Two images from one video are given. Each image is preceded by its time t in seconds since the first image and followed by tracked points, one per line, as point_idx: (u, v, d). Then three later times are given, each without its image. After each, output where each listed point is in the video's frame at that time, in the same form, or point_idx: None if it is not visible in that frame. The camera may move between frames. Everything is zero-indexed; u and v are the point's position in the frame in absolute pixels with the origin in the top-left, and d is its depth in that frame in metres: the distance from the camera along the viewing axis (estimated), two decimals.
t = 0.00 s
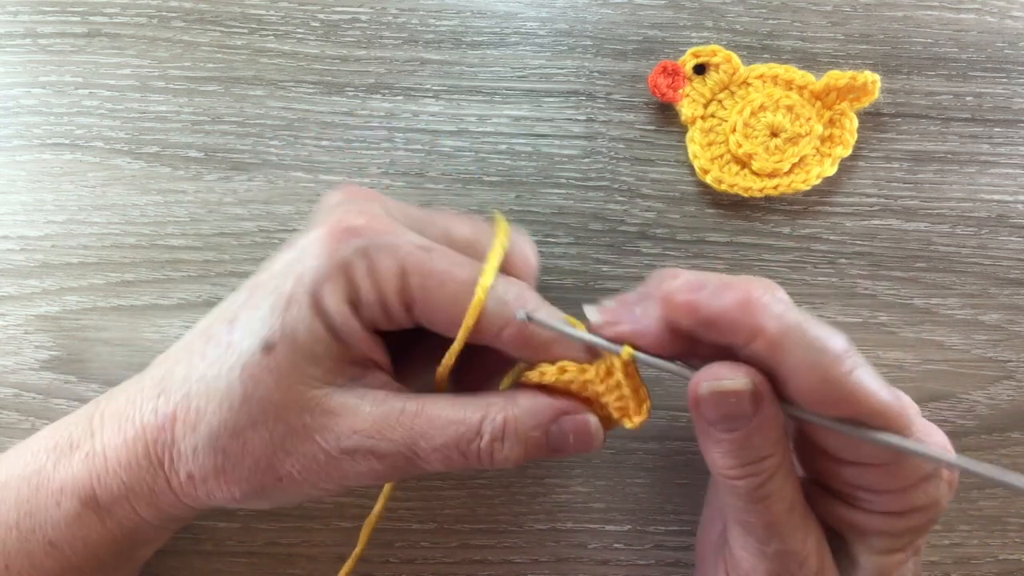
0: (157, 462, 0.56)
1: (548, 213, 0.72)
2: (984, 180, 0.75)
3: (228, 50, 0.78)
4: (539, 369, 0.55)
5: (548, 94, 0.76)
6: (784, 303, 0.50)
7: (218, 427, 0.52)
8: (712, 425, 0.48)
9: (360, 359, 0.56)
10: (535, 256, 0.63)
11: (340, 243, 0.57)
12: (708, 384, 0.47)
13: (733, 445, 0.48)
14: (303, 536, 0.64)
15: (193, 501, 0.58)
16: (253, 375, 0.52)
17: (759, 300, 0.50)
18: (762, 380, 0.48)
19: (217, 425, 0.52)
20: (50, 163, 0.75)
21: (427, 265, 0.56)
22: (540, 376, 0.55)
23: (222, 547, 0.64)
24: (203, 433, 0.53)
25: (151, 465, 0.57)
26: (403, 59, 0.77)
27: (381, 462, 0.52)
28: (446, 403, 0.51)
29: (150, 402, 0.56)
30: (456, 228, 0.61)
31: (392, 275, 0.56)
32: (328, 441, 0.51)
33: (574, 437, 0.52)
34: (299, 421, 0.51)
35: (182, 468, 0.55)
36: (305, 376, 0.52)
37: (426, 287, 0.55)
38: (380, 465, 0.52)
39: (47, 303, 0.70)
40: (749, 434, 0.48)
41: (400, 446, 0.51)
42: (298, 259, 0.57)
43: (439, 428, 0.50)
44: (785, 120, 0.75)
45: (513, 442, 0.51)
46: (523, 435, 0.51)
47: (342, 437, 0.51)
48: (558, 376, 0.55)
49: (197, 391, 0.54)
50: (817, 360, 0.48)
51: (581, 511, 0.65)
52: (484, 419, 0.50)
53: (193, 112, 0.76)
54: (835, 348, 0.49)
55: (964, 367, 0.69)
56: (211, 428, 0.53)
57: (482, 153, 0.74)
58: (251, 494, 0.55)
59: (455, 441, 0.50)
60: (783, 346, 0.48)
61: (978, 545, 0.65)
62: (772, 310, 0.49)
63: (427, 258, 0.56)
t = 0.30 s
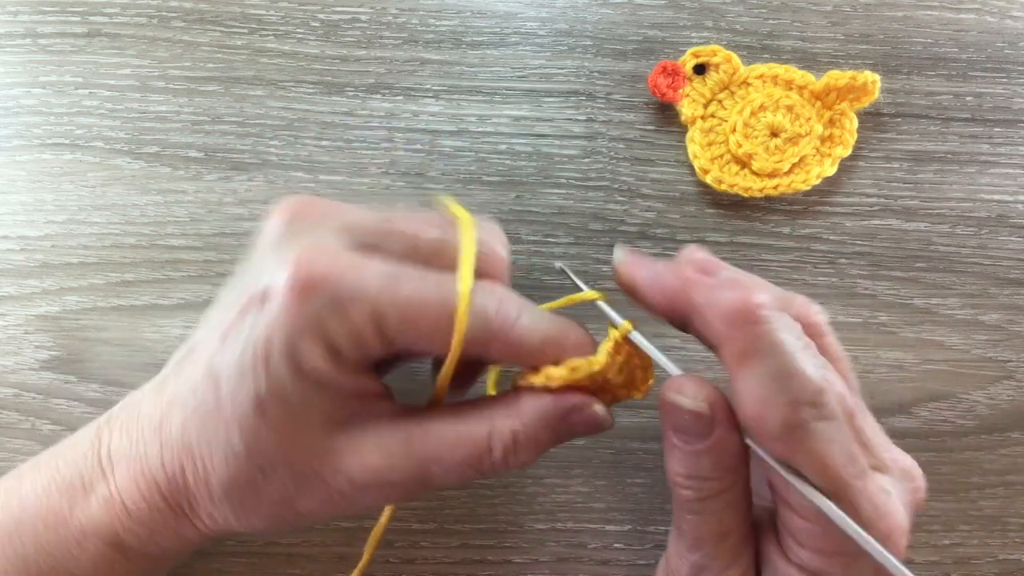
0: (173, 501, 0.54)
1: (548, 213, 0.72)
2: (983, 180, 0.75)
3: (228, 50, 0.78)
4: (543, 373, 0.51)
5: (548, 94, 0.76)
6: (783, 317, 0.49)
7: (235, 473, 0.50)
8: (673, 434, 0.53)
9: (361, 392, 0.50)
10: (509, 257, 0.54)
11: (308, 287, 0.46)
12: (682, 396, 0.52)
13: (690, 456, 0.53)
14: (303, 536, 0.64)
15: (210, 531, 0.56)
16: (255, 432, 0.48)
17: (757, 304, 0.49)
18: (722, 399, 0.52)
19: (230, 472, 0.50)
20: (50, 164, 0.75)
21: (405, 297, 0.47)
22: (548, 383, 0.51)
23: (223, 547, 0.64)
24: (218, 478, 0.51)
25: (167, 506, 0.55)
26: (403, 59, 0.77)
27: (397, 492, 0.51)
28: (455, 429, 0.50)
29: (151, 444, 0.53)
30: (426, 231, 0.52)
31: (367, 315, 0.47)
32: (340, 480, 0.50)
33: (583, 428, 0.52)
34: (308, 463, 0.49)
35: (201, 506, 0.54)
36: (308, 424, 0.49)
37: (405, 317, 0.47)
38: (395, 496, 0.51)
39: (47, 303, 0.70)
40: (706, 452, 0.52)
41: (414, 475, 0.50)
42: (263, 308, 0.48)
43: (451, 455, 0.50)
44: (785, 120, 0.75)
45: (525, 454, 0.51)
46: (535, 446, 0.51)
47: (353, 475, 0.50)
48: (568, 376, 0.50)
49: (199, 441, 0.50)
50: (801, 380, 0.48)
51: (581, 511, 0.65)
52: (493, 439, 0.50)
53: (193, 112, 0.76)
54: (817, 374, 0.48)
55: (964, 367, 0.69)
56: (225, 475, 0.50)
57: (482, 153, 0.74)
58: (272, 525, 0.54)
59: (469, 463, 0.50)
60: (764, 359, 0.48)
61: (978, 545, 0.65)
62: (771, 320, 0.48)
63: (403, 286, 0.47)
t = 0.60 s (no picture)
0: (147, 443, 0.56)
1: (548, 213, 0.72)
2: (983, 180, 0.75)
3: (228, 50, 0.78)
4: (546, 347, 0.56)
5: (548, 94, 0.76)
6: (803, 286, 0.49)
7: (207, 403, 0.52)
8: (746, 422, 0.47)
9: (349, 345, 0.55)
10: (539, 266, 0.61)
11: (341, 231, 0.56)
12: (749, 376, 0.46)
13: (767, 437, 0.47)
14: (303, 536, 0.64)
15: (176, 484, 0.57)
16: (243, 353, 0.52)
17: (782, 281, 0.48)
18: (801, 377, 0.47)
19: (205, 402, 0.52)
20: (50, 164, 0.75)
21: (428, 253, 0.56)
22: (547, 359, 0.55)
23: (223, 547, 0.64)
24: (191, 410, 0.53)
25: (139, 446, 0.57)
26: (403, 60, 0.77)
27: (353, 444, 0.50)
28: (423, 382, 0.50)
29: (141, 385, 0.57)
30: (460, 232, 0.59)
31: (394, 258, 0.56)
32: (304, 421, 0.50)
33: (555, 402, 0.51)
34: (278, 398, 0.51)
35: (168, 447, 0.55)
36: (291, 357, 0.51)
37: (427, 269, 0.56)
38: (351, 446, 0.50)
39: (47, 303, 0.70)
40: (781, 430, 0.47)
41: (374, 420, 0.50)
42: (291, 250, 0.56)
43: (416, 402, 0.49)
44: (785, 120, 0.75)
45: (497, 415, 0.50)
46: (505, 404, 0.50)
47: (317, 416, 0.50)
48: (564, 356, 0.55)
49: (189, 369, 0.54)
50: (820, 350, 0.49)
51: (581, 511, 0.65)
52: (463, 391, 0.49)
53: (193, 113, 0.76)
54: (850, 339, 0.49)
55: (965, 367, 0.69)
56: (198, 405, 0.53)
57: (482, 153, 0.74)
58: (227, 478, 0.53)
59: (433, 413, 0.49)
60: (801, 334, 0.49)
61: (978, 545, 0.65)
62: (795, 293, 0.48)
63: (428, 244, 0.57)
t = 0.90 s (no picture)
0: (146, 446, 0.56)
1: (548, 213, 0.73)
2: (983, 180, 0.75)
3: (228, 50, 0.78)
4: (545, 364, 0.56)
5: (549, 94, 0.76)
6: (763, 295, 0.50)
7: (206, 409, 0.52)
8: (705, 426, 0.47)
9: (349, 354, 0.55)
10: (539, 272, 0.62)
11: (341, 240, 0.56)
12: (702, 381, 0.47)
13: (727, 445, 0.48)
14: (303, 536, 0.64)
15: (176, 487, 0.57)
16: (242, 361, 0.52)
17: (740, 291, 0.49)
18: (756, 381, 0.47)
19: (203, 407, 0.52)
20: (50, 164, 0.75)
21: (427, 265, 0.55)
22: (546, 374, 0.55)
23: (223, 546, 0.64)
24: (190, 415, 0.53)
25: (137, 448, 0.57)
26: (403, 60, 0.77)
27: (352, 453, 0.50)
28: (422, 394, 0.50)
29: (139, 387, 0.56)
30: (462, 238, 0.61)
31: (392, 272, 0.55)
32: (303, 429, 0.50)
33: (553, 417, 0.52)
34: (277, 406, 0.51)
35: (167, 451, 0.55)
36: (291, 366, 0.51)
37: (425, 283, 0.55)
38: (350, 455, 0.50)
39: (47, 303, 0.70)
40: (742, 434, 0.47)
41: (372, 431, 0.50)
42: (293, 257, 0.56)
43: (415, 415, 0.49)
44: (785, 120, 0.75)
45: (495, 428, 0.50)
46: (504, 419, 0.50)
47: (316, 424, 0.50)
48: (561, 375, 0.55)
49: (188, 374, 0.54)
50: (784, 354, 0.49)
51: (581, 511, 0.65)
52: (461, 406, 0.49)
53: (193, 113, 0.76)
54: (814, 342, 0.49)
55: (964, 367, 0.69)
56: (198, 410, 0.52)
57: (482, 153, 0.74)
58: (226, 482, 0.54)
59: (430, 425, 0.49)
60: (764, 340, 0.49)
61: (978, 545, 0.65)
62: (754, 301, 0.49)
63: (427, 257, 0.56)
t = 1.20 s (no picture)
0: (147, 452, 0.56)
1: (548, 213, 0.73)
2: (983, 180, 0.75)
3: (228, 50, 0.78)
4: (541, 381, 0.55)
5: (549, 94, 0.76)
6: (761, 315, 0.49)
7: (208, 416, 0.52)
8: (691, 440, 0.48)
9: (351, 362, 0.55)
10: (543, 279, 0.61)
11: (341, 246, 0.55)
12: (683, 397, 0.47)
13: (715, 457, 0.48)
14: (303, 536, 0.64)
15: (177, 493, 0.57)
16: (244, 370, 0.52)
17: (734, 314, 0.49)
18: (738, 391, 0.48)
19: (205, 415, 0.52)
20: (50, 164, 0.75)
21: (428, 268, 0.55)
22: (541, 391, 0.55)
23: (223, 546, 0.64)
24: (192, 422, 0.53)
25: (139, 454, 0.56)
26: (403, 60, 0.77)
27: (351, 470, 0.50)
28: (423, 413, 0.50)
29: (142, 393, 0.56)
30: (464, 245, 0.60)
31: (392, 276, 0.55)
32: (302, 443, 0.50)
33: (557, 444, 0.51)
34: (278, 417, 0.51)
35: (168, 458, 0.55)
36: (293, 375, 0.52)
37: (426, 286, 0.55)
38: (349, 472, 0.50)
39: (47, 303, 0.70)
40: (729, 445, 0.48)
41: (370, 450, 0.49)
42: (294, 263, 0.56)
43: (415, 435, 0.49)
44: (785, 120, 0.75)
45: (495, 450, 0.49)
46: (503, 445, 0.50)
47: (315, 439, 0.50)
48: (554, 392, 0.54)
49: (190, 381, 0.53)
50: (782, 376, 0.48)
51: (581, 511, 0.65)
52: (463, 429, 0.49)
53: (193, 112, 0.76)
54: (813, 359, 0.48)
55: (965, 367, 0.69)
56: (199, 417, 0.53)
57: (482, 153, 0.74)
58: (227, 491, 0.54)
59: (430, 447, 0.49)
60: (763, 362, 0.48)
61: (978, 545, 0.65)
62: (749, 323, 0.48)
63: (428, 260, 0.56)
